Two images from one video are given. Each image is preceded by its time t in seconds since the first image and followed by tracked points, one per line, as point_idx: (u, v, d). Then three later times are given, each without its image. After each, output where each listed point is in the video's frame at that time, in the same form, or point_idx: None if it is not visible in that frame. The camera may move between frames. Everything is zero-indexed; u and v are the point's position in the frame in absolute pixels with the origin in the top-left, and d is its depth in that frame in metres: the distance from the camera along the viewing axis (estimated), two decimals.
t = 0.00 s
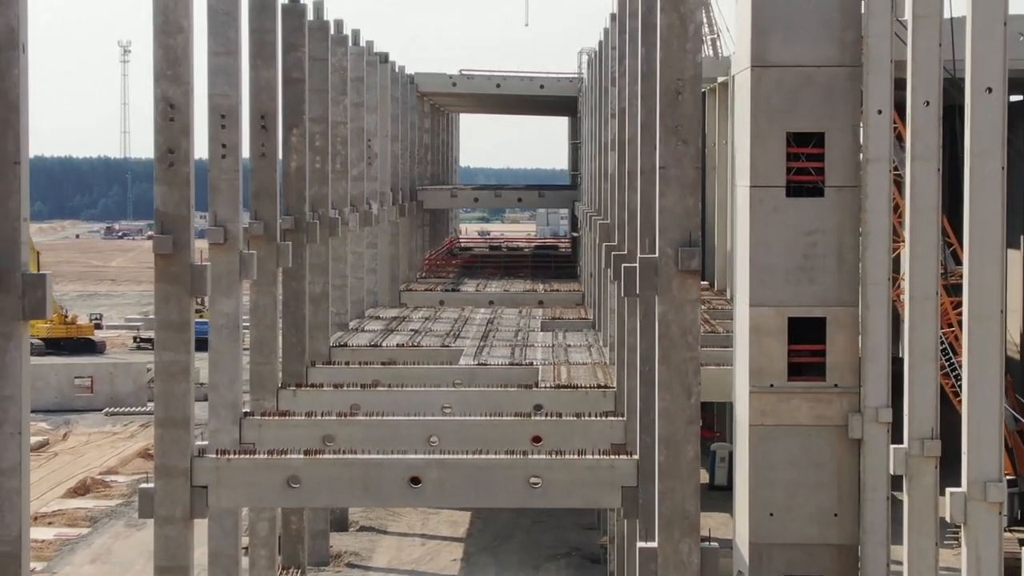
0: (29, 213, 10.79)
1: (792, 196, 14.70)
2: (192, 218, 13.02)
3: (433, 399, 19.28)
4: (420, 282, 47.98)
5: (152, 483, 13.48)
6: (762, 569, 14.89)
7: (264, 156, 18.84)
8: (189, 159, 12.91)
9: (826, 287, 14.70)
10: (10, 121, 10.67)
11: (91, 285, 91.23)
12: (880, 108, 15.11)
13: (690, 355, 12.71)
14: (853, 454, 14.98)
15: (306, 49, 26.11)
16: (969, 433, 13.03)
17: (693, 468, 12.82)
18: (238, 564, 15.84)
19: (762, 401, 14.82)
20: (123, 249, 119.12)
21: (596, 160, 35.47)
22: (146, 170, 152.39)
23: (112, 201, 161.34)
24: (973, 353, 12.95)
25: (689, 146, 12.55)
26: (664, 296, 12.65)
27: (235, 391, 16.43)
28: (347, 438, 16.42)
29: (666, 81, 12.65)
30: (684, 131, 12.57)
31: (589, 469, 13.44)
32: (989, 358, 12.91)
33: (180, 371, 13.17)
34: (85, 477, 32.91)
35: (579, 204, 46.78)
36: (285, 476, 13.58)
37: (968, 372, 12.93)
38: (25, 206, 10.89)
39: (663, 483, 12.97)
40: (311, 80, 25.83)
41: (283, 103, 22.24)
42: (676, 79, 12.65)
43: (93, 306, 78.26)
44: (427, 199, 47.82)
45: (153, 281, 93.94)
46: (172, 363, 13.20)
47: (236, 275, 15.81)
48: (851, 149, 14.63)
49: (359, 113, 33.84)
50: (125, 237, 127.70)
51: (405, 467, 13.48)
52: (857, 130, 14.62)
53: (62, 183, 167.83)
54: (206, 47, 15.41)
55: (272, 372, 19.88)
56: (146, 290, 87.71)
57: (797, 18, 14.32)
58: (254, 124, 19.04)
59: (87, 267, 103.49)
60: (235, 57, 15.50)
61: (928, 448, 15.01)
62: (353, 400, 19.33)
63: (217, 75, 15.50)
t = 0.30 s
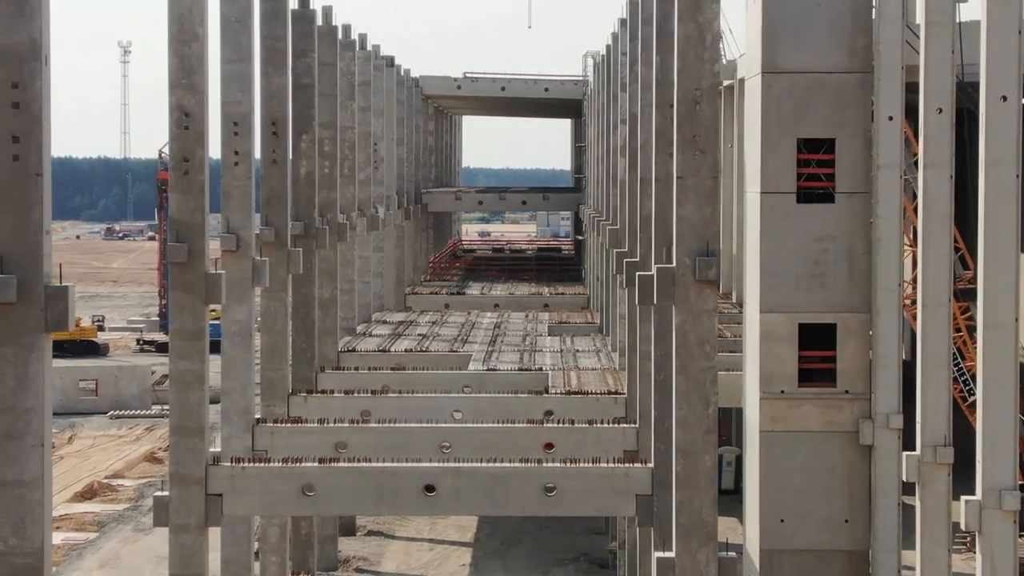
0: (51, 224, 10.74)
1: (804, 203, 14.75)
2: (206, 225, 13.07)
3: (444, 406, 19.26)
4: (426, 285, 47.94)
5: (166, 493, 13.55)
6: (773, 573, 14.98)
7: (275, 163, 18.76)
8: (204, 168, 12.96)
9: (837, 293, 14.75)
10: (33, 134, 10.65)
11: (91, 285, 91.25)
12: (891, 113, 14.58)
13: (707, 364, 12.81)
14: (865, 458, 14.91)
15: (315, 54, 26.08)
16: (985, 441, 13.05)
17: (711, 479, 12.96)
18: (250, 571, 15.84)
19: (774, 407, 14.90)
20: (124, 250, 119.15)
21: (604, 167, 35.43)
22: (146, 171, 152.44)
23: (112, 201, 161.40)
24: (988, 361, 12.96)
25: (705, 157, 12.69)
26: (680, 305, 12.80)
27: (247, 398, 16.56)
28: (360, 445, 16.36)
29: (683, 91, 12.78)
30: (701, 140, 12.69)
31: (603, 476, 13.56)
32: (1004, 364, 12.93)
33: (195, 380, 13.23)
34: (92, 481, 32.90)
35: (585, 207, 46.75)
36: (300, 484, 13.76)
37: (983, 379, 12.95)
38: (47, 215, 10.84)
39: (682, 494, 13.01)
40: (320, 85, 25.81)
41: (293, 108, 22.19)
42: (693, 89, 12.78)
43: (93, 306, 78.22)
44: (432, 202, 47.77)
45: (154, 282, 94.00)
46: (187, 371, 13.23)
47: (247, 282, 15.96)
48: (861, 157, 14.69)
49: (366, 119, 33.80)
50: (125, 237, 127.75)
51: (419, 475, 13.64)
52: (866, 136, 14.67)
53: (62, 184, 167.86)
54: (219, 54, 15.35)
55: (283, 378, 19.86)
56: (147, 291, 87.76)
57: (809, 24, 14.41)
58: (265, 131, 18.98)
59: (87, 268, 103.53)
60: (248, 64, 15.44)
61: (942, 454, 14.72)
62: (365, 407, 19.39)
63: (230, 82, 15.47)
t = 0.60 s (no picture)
0: (73, 235, 10.73)
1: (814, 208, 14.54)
2: (222, 233, 13.12)
3: (455, 411, 19.32)
4: (431, 288, 47.92)
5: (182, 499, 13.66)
6: None
7: (286, 168, 18.74)
8: (218, 176, 12.98)
9: (847, 299, 14.55)
10: (55, 145, 10.63)
11: (93, 287, 91.14)
12: (901, 119, 14.45)
13: (724, 373, 12.96)
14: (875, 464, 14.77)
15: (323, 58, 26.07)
16: (1000, 448, 13.07)
17: (727, 487, 13.09)
18: None
19: (785, 413, 14.70)
20: (125, 251, 119.13)
21: (611, 169, 35.42)
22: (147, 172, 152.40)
23: (113, 202, 161.20)
24: (1003, 368, 13.00)
25: (722, 167, 12.79)
26: (698, 315, 12.92)
27: (259, 405, 16.51)
28: (372, 451, 16.46)
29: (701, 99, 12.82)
30: (717, 150, 12.79)
31: (617, 483, 13.75)
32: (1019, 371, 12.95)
33: (209, 387, 13.21)
34: (99, 485, 32.87)
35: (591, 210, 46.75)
36: (314, 491, 13.82)
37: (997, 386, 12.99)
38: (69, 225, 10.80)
39: (698, 503, 13.11)
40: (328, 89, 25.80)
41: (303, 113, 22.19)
42: (710, 98, 12.82)
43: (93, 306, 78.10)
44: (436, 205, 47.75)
45: (156, 283, 93.98)
46: (200, 379, 13.23)
47: (259, 288, 15.77)
48: (871, 162, 14.52)
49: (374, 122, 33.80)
50: (126, 238, 127.56)
51: (433, 483, 13.69)
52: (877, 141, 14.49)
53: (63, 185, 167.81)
54: (231, 60, 15.32)
55: (293, 384, 19.85)
56: (149, 292, 87.76)
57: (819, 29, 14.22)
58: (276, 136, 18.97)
59: (88, 270, 102.93)
60: (260, 70, 15.42)
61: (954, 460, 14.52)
62: (375, 413, 19.37)
63: (242, 88, 15.46)
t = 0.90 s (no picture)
0: (96, 245, 10.49)
1: (824, 214, 14.92)
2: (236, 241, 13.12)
3: (466, 417, 19.28)
4: (435, 292, 47.87)
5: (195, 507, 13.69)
6: None
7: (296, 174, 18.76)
8: (233, 184, 13.09)
9: (856, 303, 14.87)
10: (77, 155, 10.37)
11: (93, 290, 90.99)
12: (912, 124, 14.66)
13: (741, 382, 12.98)
14: (885, 469, 14.99)
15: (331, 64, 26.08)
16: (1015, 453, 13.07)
17: (745, 496, 13.09)
18: None
19: (796, 418, 15.00)
20: (127, 252, 119.09)
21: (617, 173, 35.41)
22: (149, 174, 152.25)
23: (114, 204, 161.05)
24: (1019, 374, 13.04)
25: (740, 175, 12.79)
26: (716, 324, 12.93)
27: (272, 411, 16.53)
28: (384, 457, 16.44)
29: (718, 108, 12.87)
30: (735, 158, 12.81)
31: (631, 489, 13.76)
32: None
33: (224, 395, 13.24)
34: (105, 489, 32.83)
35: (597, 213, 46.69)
36: (328, 498, 13.83)
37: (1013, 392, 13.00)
38: (92, 235, 10.55)
39: (715, 511, 13.10)
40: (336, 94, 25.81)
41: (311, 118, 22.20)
42: (727, 107, 12.86)
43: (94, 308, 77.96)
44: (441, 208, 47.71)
45: (158, 285, 93.93)
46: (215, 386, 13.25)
47: (272, 296, 15.86)
48: (882, 167, 14.86)
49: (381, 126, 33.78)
50: (127, 240, 127.45)
51: (448, 489, 13.67)
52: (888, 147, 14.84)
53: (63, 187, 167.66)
54: (244, 67, 15.36)
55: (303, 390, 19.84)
56: (150, 295, 87.58)
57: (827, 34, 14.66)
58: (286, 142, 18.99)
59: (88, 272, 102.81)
60: (273, 77, 15.45)
61: (966, 467, 14.54)
62: (387, 418, 19.38)
63: (254, 95, 15.47)
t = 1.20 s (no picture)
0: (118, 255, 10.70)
1: (834, 219, 14.59)
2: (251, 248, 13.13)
3: (475, 423, 19.34)
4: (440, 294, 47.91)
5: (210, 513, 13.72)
6: None
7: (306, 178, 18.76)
8: (246, 190, 13.06)
9: (867, 309, 14.57)
10: (99, 167, 10.55)
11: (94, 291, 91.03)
12: (922, 129, 14.37)
13: (757, 391, 13.03)
14: (895, 474, 14.66)
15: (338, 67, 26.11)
16: None
17: (761, 504, 13.14)
18: None
19: (806, 424, 14.67)
20: (128, 254, 119.14)
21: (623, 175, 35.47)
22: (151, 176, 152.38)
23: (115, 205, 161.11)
24: None
25: (757, 182, 12.79)
26: (732, 332, 12.95)
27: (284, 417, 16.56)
28: (395, 462, 16.55)
29: (735, 115, 12.87)
30: (751, 165, 12.79)
31: (645, 496, 13.95)
32: None
33: (237, 402, 13.23)
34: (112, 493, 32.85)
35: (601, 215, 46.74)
36: (342, 505, 13.97)
37: None
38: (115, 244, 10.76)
39: (732, 520, 13.17)
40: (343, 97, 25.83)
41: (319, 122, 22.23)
42: (744, 115, 12.86)
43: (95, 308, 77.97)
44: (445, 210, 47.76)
45: (159, 286, 93.94)
46: (230, 394, 13.26)
47: (284, 303, 15.87)
48: (891, 173, 14.54)
49: (388, 129, 33.82)
50: (130, 241, 127.56)
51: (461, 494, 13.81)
52: (898, 153, 14.53)
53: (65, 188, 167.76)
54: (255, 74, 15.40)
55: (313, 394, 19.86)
56: (151, 295, 87.61)
57: (837, 41, 14.41)
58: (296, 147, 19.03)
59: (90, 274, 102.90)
60: (284, 83, 15.49)
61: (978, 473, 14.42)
62: (396, 424, 19.43)
63: (265, 101, 15.50)
